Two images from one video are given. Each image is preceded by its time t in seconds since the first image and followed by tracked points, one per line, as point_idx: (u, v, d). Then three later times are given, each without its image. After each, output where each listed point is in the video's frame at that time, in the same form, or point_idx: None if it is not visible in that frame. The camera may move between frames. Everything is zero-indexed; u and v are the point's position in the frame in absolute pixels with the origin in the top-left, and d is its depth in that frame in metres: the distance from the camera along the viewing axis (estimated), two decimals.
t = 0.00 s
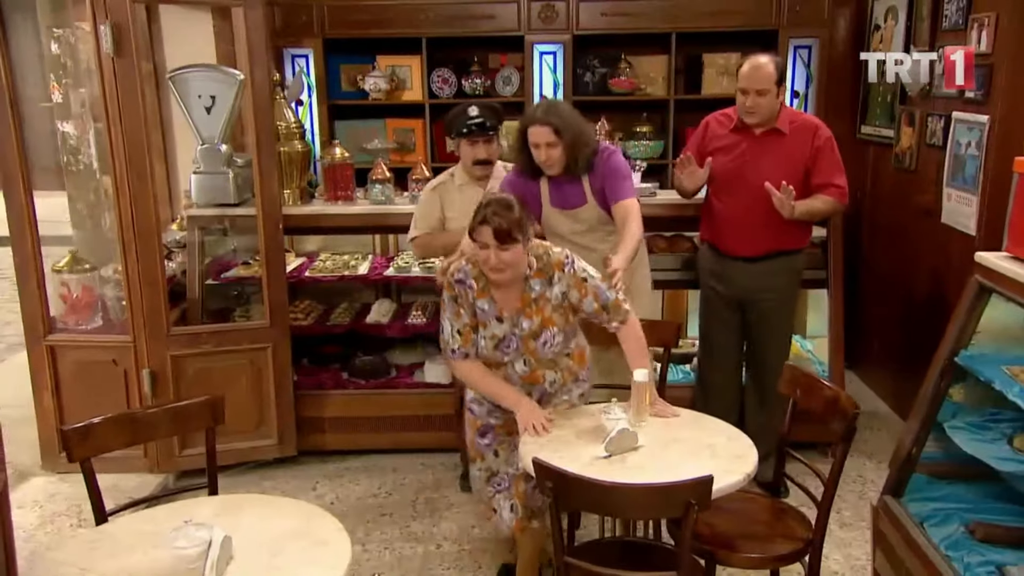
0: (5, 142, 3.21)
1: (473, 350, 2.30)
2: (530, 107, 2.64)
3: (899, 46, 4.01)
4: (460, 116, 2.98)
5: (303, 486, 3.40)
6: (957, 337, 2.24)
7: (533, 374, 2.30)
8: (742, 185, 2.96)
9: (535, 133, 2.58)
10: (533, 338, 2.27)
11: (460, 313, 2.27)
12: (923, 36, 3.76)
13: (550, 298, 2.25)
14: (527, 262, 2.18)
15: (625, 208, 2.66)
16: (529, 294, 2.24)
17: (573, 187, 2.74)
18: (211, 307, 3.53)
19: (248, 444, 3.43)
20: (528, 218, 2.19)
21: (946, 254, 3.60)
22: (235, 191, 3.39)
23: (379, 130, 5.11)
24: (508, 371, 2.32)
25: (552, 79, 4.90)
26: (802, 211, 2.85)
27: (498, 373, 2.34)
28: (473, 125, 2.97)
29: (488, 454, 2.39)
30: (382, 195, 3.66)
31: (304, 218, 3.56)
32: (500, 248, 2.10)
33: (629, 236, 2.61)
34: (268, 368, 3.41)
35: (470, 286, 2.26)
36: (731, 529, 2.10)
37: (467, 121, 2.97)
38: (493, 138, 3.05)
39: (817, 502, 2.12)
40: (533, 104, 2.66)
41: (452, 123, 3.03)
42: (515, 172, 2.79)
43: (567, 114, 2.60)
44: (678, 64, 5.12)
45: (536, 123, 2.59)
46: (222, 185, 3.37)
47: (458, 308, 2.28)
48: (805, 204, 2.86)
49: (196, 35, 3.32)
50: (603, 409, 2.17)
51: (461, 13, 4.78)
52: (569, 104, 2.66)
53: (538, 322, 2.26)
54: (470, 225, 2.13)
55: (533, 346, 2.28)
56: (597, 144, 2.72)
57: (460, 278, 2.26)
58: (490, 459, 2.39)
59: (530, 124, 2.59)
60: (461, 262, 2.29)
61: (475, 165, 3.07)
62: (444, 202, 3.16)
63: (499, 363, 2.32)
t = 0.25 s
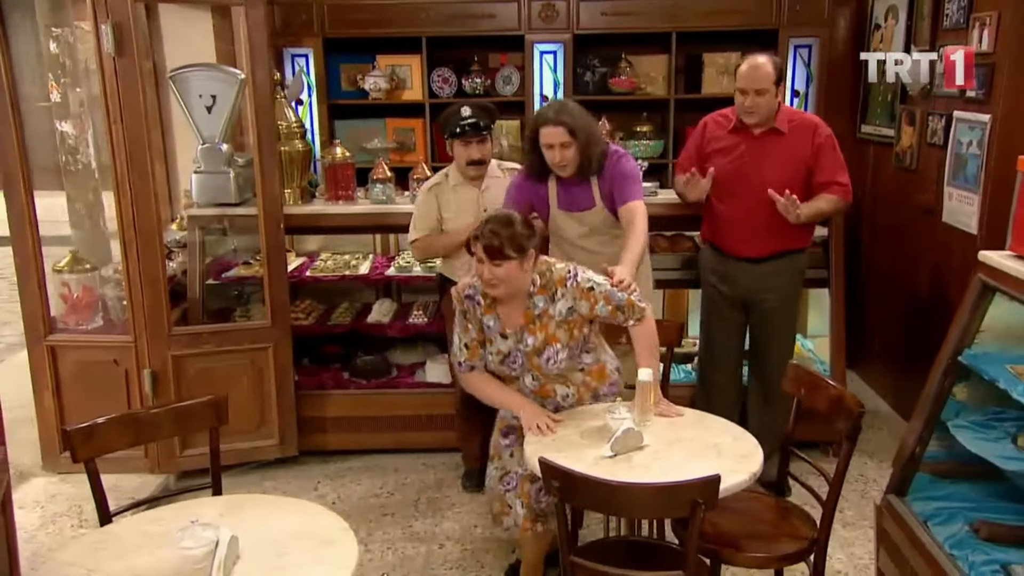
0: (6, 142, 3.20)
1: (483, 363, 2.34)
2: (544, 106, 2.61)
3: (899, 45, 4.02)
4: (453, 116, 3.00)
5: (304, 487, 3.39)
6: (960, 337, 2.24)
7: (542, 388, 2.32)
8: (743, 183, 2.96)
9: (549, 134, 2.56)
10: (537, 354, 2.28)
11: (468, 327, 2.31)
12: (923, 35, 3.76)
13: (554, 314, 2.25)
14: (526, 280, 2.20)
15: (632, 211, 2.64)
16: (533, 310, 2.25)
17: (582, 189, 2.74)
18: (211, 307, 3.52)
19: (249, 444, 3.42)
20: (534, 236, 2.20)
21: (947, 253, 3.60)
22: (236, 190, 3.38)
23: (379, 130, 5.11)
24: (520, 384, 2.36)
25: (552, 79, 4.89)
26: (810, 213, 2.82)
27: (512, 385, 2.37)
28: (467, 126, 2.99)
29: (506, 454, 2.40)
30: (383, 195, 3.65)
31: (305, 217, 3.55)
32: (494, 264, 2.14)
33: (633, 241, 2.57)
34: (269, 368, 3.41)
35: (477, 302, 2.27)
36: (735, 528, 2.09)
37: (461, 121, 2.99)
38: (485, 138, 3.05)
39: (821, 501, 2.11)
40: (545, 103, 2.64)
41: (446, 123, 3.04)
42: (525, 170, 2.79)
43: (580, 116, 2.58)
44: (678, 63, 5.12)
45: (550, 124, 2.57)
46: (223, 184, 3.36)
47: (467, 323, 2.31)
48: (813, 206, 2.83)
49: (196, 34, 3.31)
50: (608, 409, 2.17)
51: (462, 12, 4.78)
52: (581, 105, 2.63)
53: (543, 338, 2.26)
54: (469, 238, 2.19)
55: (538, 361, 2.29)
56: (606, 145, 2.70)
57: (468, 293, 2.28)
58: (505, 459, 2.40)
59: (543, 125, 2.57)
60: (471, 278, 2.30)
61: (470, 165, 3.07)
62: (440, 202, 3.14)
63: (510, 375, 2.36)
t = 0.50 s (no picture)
0: (6, 141, 3.19)
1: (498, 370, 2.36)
2: (557, 102, 2.60)
3: (900, 45, 4.02)
4: (465, 115, 2.99)
5: (306, 486, 3.39)
6: (963, 335, 2.24)
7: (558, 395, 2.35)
8: (742, 184, 2.95)
9: (563, 130, 2.55)
10: (552, 360, 2.30)
11: (484, 334, 2.34)
12: (924, 35, 3.76)
13: (567, 319, 2.28)
14: (537, 286, 2.22)
15: (642, 214, 2.65)
16: (547, 316, 2.28)
17: (590, 187, 2.73)
18: (212, 307, 3.51)
19: (250, 444, 3.42)
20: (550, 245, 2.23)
21: (948, 252, 3.60)
22: (237, 190, 3.37)
23: (379, 130, 5.10)
24: (536, 392, 2.39)
25: (553, 78, 4.89)
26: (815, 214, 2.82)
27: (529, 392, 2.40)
28: (478, 125, 2.98)
29: (518, 453, 2.43)
30: (384, 195, 3.64)
31: (306, 216, 3.55)
32: (502, 269, 2.16)
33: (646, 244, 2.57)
34: (271, 368, 3.40)
35: (492, 308, 2.31)
36: (740, 528, 2.09)
37: (472, 121, 2.98)
38: (496, 138, 3.04)
39: (826, 500, 2.11)
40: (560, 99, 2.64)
41: (456, 122, 3.03)
42: (532, 166, 2.77)
43: (594, 114, 2.58)
44: (679, 62, 5.11)
45: (563, 120, 2.57)
46: (224, 184, 3.35)
47: (484, 327, 2.34)
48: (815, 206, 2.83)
49: (197, 34, 3.31)
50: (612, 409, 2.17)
51: (462, 12, 4.77)
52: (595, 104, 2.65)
53: (557, 343, 2.29)
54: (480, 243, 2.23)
55: (553, 368, 2.31)
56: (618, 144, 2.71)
57: (485, 301, 2.31)
58: (518, 457, 2.42)
59: (558, 120, 2.57)
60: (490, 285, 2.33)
61: (479, 165, 3.06)
62: (448, 201, 3.16)
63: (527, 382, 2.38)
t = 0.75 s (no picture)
0: (8, 141, 3.18)
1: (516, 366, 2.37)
2: (565, 93, 2.63)
3: (902, 44, 4.02)
4: (475, 115, 2.97)
5: (308, 486, 3.38)
6: (967, 335, 2.24)
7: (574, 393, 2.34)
8: (755, 187, 2.93)
9: (570, 120, 2.57)
10: (570, 357, 2.30)
11: (504, 329, 2.35)
12: (926, 34, 3.76)
13: (587, 315, 2.28)
14: (560, 281, 2.26)
15: (651, 211, 2.65)
16: (567, 313, 2.29)
17: (595, 182, 2.73)
18: (214, 307, 3.50)
19: (252, 444, 3.41)
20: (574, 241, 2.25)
21: (950, 252, 3.60)
22: (239, 190, 3.37)
23: (380, 129, 5.10)
24: (553, 390, 2.37)
25: (554, 77, 4.89)
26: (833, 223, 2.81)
27: (546, 390, 2.39)
28: (487, 126, 2.97)
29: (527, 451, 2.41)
30: (386, 194, 3.64)
31: (308, 216, 3.55)
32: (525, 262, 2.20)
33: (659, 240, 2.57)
34: (273, 367, 3.40)
35: (515, 306, 2.32)
36: (744, 527, 2.09)
37: (480, 122, 2.96)
38: (505, 139, 3.03)
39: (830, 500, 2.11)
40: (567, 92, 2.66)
41: (466, 121, 3.02)
42: (538, 159, 2.78)
43: (602, 108, 2.60)
44: (680, 62, 5.11)
45: (571, 110, 2.59)
46: (225, 183, 3.35)
47: (505, 321, 2.35)
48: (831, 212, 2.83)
49: (198, 33, 3.30)
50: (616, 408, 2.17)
51: (463, 11, 4.77)
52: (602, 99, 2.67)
53: (576, 340, 2.29)
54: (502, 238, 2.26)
55: (571, 365, 2.31)
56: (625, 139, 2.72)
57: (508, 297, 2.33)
58: (526, 455, 2.40)
59: (565, 112, 2.59)
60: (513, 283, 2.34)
61: (488, 165, 3.06)
62: (453, 200, 3.15)
63: (544, 380, 2.37)
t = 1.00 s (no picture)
0: (8, 141, 3.18)
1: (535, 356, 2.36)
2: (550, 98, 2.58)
3: (902, 44, 4.02)
4: (461, 116, 2.99)
5: (309, 487, 3.38)
6: (970, 334, 2.24)
7: (591, 385, 2.34)
8: (777, 188, 2.91)
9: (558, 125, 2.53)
10: (591, 347, 2.31)
11: (527, 319, 2.36)
12: (926, 34, 3.76)
13: (611, 307, 2.29)
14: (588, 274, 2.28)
15: (653, 210, 2.64)
16: (592, 303, 2.31)
17: (588, 185, 2.69)
18: (214, 307, 3.50)
19: (253, 444, 3.41)
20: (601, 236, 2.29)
21: (951, 252, 3.59)
22: (239, 190, 3.37)
23: (380, 129, 5.10)
24: (570, 382, 2.36)
25: (554, 77, 4.89)
26: (848, 232, 2.77)
27: (562, 383, 2.38)
28: (474, 126, 2.98)
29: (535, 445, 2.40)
30: (387, 194, 3.64)
31: (308, 216, 3.54)
32: (551, 254, 2.23)
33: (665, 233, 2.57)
34: (274, 367, 3.40)
35: (539, 297, 2.35)
36: (746, 527, 2.09)
37: (467, 122, 2.98)
38: (493, 139, 3.04)
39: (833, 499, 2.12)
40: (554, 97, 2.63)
41: (453, 123, 3.03)
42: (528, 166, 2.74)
43: (590, 111, 2.57)
44: (680, 61, 5.11)
45: (558, 115, 2.54)
46: (226, 183, 3.35)
47: (528, 311, 2.36)
48: (853, 223, 2.78)
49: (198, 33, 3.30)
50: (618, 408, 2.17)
51: (463, 11, 4.77)
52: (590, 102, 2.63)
53: (599, 330, 2.30)
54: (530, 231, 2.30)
55: (591, 355, 2.32)
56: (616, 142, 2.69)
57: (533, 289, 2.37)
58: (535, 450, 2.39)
59: (552, 116, 2.55)
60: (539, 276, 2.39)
61: (478, 165, 3.06)
62: (444, 203, 3.15)
63: (562, 372, 2.36)
